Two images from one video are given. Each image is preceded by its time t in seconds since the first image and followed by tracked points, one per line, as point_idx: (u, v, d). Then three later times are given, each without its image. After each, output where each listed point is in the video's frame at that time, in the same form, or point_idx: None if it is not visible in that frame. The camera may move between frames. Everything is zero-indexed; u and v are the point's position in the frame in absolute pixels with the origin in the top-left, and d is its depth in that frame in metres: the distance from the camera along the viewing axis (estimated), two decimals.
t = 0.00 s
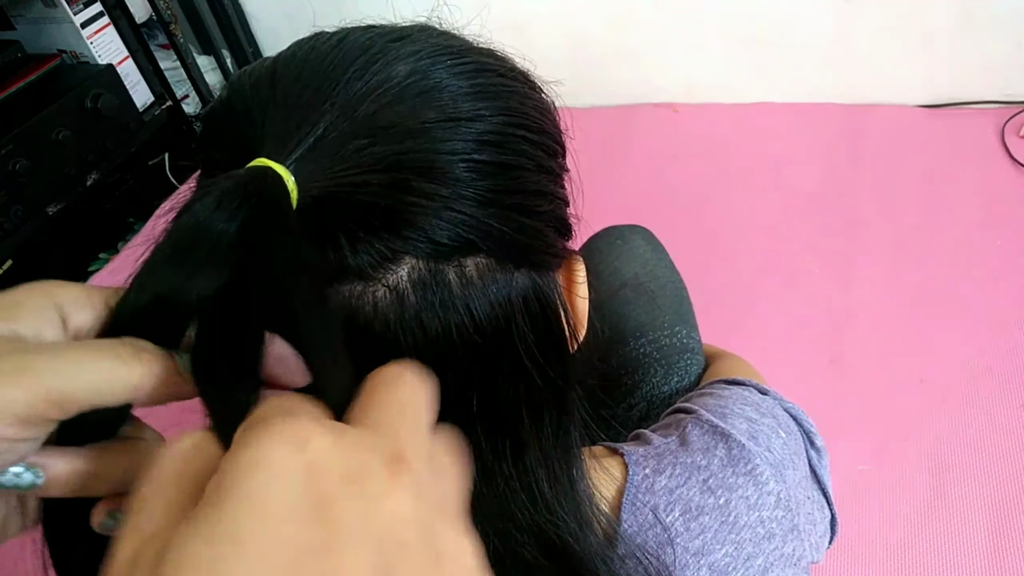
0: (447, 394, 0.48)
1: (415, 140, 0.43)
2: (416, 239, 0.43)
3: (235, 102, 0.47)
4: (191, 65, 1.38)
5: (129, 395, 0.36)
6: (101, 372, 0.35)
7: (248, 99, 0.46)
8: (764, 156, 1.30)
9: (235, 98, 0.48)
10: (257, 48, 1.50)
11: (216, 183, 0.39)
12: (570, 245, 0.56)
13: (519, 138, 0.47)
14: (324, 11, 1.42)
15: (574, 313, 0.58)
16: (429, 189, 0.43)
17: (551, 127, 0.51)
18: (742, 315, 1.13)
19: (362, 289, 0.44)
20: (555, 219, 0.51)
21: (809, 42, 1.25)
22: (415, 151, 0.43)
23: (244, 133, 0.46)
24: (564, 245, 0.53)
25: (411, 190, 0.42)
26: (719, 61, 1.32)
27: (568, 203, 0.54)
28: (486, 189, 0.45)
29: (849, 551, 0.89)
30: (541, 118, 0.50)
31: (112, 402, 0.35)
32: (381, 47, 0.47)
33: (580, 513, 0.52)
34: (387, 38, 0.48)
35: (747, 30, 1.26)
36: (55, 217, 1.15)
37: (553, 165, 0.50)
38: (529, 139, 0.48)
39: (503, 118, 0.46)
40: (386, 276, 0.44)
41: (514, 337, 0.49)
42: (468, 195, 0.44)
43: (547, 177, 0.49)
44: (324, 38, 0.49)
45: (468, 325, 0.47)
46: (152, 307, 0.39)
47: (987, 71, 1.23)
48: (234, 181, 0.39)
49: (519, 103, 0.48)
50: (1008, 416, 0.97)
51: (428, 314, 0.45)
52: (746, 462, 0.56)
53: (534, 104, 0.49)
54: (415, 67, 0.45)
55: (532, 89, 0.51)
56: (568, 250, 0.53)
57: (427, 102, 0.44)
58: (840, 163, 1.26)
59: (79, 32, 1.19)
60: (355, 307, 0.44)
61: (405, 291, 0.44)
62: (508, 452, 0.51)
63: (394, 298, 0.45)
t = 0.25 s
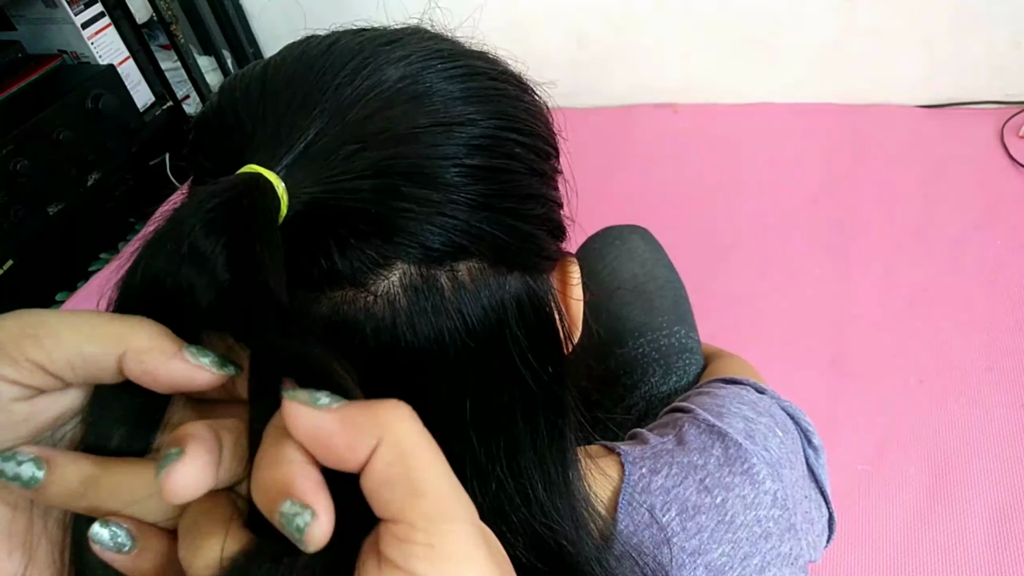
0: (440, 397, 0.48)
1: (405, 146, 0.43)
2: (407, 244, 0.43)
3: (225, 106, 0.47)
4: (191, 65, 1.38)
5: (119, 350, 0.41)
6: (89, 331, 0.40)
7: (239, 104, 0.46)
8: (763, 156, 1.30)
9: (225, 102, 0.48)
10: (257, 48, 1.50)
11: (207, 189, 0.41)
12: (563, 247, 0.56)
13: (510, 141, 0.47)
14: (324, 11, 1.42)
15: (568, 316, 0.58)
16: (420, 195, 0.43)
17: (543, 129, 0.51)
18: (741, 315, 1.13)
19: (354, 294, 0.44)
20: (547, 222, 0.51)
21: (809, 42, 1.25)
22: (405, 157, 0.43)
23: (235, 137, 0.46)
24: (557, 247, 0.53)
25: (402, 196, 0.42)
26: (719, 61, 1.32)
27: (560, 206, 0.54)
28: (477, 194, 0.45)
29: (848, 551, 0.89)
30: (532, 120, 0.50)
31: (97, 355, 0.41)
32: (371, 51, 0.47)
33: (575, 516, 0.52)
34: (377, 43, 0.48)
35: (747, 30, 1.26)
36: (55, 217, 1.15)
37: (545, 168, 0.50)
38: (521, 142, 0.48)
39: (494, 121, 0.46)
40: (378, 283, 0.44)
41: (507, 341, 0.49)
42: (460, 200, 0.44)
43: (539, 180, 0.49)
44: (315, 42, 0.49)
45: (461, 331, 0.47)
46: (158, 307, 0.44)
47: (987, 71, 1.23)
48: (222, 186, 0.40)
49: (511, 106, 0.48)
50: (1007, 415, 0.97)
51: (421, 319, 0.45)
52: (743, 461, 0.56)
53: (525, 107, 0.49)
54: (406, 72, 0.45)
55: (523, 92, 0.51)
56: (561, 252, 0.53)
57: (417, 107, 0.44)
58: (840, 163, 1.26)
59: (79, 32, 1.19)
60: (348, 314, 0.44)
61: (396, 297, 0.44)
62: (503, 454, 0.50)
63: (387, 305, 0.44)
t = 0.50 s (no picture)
0: (438, 390, 0.49)
1: (401, 140, 0.43)
2: (403, 238, 0.44)
3: (224, 103, 0.47)
4: (191, 65, 1.38)
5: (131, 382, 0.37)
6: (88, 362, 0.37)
7: (238, 100, 0.46)
8: (763, 156, 1.30)
9: (224, 99, 0.48)
10: (258, 48, 1.50)
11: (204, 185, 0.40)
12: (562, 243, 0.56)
13: (508, 137, 0.47)
14: (324, 11, 1.42)
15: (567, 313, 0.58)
16: (417, 189, 0.43)
17: (541, 125, 0.51)
18: (741, 315, 1.13)
19: (352, 288, 0.45)
20: (545, 217, 0.51)
21: (809, 42, 1.25)
22: (402, 151, 0.43)
23: (233, 134, 0.46)
24: (556, 243, 0.53)
25: (398, 190, 0.43)
26: (719, 61, 1.32)
27: (559, 203, 0.54)
28: (474, 188, 0.45)
29: (847, 551, 0.90)
30: (530, 116, 0.49)
31: (113, 395, 0.38)
32: (369, 47, 0.47)
33: (575, 510, 0.53)
34: (375, 39, 0.48)
35: (747, 30, 1.26)
36: (55, 217, 1.15)
37: (543, 164, 0.50)
38: (518, 138, 0.48)
39: (492, 117, 0.46)
40: (375, 276, 0.45)
41: (503, 335, 0.49)
42: (456, 194, 0.44)
43: (537, 176, 0.49)
44: (313, 39, 0.49)
45: (458, 324, 0.47)
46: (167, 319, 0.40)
47: (987, 71, 1.23)
48: (219, 182, 0.39)
49: (508, 102, 0.48)
50: (1007, 415, 0.97)
51: (417, 312, 0.46)
52: (742, 461, 0.56)
53: (523, 102, 0.49)
54: (404, 67, 0.45)
55: (521, 88, 0.51)
56: (560, 249, 0.53)
57: (415, 102, 0.44)
58: (840, 163, 1.26)
59: (79, 32, 1.19)
60: (345, 305, 0.45)
61: (393, 290, 0.45)
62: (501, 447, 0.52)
63: (383, 298, 0.45)
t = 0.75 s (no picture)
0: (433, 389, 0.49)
1: (395, 139, 0.43)
2: (398, 236, 0.44)
3: (220, 104, 0.47)
4: (191, 65, 1.38)
5: (103, 407, 0.37)
6: (59, 381, 0.36)
7: (233, 101, 0.46)
8: (763, 156, 1.30)
9: (220, 101, 0.48)
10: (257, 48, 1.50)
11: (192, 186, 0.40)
12: (558, 243, 0.55)
13: (502, 136, 0.47)
14: (324, 11, 1.42)
15: (563, 312, 0.58)
16: (411, 188, 0.43)
17: (536, 125, 0.51)
18: (741, 315, 1.13)
19: (347, 287, 0.45)
20: (541, 217, 0.51)
21: (809, 42, 1.25)
22: (397, 149, 0.43)
23: (228, 134, 0.46)
24: (551, 242, 0.53)
25: (392, 188, 0.43)
26: (719, 61, 1.32)
27: (554, 202, 0.54)
28: (468, 187, 0.45)
29: (847, 551, 0.90)
30: (525, 116, 0.49)
31: (82, 411, 0.36)
32: (363, 48, 0.47)
33: (570, 508, 0.53)
34: (369, 39, 0.48)
35: (746, 30, 1.26)
36: (55, 217, 1.15)
37: (538, 163, 0.50)
38: (513, 137, 0.48)
39: (486, 116, 0.46)
40: (369, 275, 0.44)
41: (498, 334, 0.49)
42: (451, 192, 0.44)
43: (532, 175, 0.49)
44: (308, 39, 0.49)
45: (453, 323, 0.47)
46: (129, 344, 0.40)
47: (987, 71, 1.23)
48: (213, 181, 0.39)
49: (503, 101, 0.48)
50: (1007, 415, 0.97)
51: (413, 311, 0.46)
52: (740, 461, 0.56)
53: (518, 101, 0.49)
54: (398, 66, 0.45)
55: (515, 87, 0.50)
56: (555, 247, 0.53)
57: (409, 101, 0.44)
58: (840, 163, 1.26)
59: (79, 32, 1.19)
60: (337, 304, 0.45)
61: (388, 289, 0.45)
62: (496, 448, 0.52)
63: (379, 297, 0.45)
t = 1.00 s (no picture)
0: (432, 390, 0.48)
1: (390, 138, 0.43)
2: (393, 236, 0.43)
3: (216, 104, 0.47)
4: (191, 65, 1.38)
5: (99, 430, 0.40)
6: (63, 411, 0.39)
7: (229, 101, 0.46)
8: (764, 156, 1.30)
9: (216, 100, 0.48)
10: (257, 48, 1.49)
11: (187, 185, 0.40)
12: (555, 242, 0.55)
13: (497, 135, 0.47)
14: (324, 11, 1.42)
15: (561, 311, 0.57)
16: (406, 186, 0.43)
17: (532, 123, 0.51)
18: (741, 315, 1.13)
19: (343, 285, 0.44)
20: (537, 216, 0.51)
21: (809, 42, 1.25)
22: (391, 149, 0.43)
23: (225, 134, 0.46)
24: (547, 240, 0.53)
25: (387, 187, 0.43)
26: (719, 62, 1.32)
27: (550, 201, 0.54)
28: (463, 186, 0.45)
29: (847, 551, 0.90)
30: (520, 114, 0.49)
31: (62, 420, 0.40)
32: (359, 47, 0.47)
33: (570, 509, 0.52)
34: (365, 38, 0.48)
35: (747, 30, 1.26)
36: (55, 218, 1.15)
37: (534, 162, 0.50)
38: (508, 136, 0.48)
39: (482, 115, 0.46)
40: (364, 275, 0.44)
41: (494, 333, 0.49)
42: (446, 191, 0.44)
43: (528, 174, 0.49)
44: (304, 39, 0.49)
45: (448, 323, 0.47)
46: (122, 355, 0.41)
47: (987, 71, 1.23)
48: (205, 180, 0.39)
49: (498, 100, 0.48)
50: (1007, 415, 0.97)
51: (408, 310, 0.46)
52: (739, 461, 0.56)
53: (513, 100, 0.49)
54: (393, 65, 0.45)
55: (511, 86, 0.50)
56: (552, 247, 0.53)
57: (404, 99, 0.44)
58: (840, 163, 1.26)
59: (79, 32, 1.19)
60: (334, 304, 0.44)
61: (384, 288, 0.45)
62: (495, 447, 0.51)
63: (374, 296, 0.45)
